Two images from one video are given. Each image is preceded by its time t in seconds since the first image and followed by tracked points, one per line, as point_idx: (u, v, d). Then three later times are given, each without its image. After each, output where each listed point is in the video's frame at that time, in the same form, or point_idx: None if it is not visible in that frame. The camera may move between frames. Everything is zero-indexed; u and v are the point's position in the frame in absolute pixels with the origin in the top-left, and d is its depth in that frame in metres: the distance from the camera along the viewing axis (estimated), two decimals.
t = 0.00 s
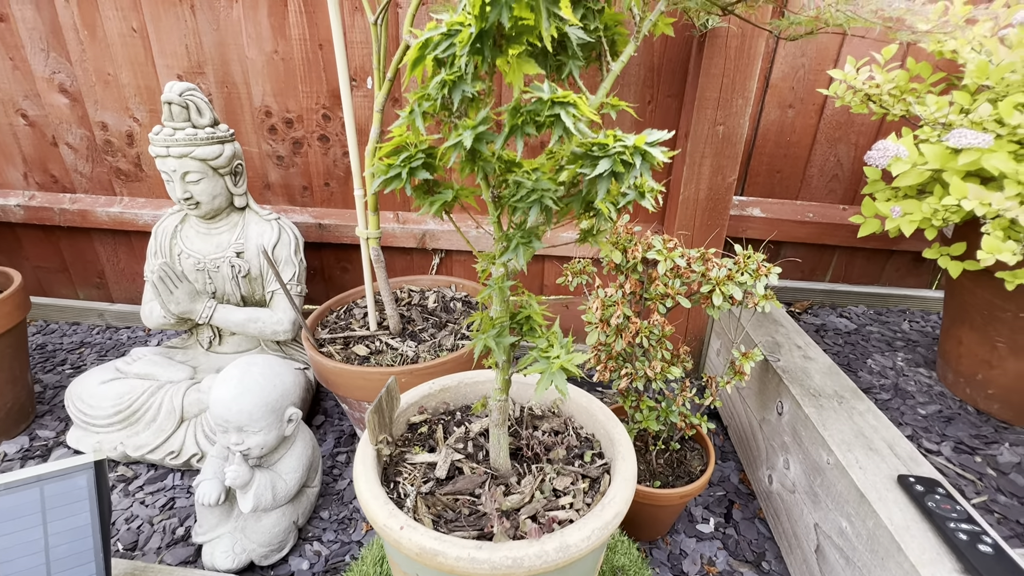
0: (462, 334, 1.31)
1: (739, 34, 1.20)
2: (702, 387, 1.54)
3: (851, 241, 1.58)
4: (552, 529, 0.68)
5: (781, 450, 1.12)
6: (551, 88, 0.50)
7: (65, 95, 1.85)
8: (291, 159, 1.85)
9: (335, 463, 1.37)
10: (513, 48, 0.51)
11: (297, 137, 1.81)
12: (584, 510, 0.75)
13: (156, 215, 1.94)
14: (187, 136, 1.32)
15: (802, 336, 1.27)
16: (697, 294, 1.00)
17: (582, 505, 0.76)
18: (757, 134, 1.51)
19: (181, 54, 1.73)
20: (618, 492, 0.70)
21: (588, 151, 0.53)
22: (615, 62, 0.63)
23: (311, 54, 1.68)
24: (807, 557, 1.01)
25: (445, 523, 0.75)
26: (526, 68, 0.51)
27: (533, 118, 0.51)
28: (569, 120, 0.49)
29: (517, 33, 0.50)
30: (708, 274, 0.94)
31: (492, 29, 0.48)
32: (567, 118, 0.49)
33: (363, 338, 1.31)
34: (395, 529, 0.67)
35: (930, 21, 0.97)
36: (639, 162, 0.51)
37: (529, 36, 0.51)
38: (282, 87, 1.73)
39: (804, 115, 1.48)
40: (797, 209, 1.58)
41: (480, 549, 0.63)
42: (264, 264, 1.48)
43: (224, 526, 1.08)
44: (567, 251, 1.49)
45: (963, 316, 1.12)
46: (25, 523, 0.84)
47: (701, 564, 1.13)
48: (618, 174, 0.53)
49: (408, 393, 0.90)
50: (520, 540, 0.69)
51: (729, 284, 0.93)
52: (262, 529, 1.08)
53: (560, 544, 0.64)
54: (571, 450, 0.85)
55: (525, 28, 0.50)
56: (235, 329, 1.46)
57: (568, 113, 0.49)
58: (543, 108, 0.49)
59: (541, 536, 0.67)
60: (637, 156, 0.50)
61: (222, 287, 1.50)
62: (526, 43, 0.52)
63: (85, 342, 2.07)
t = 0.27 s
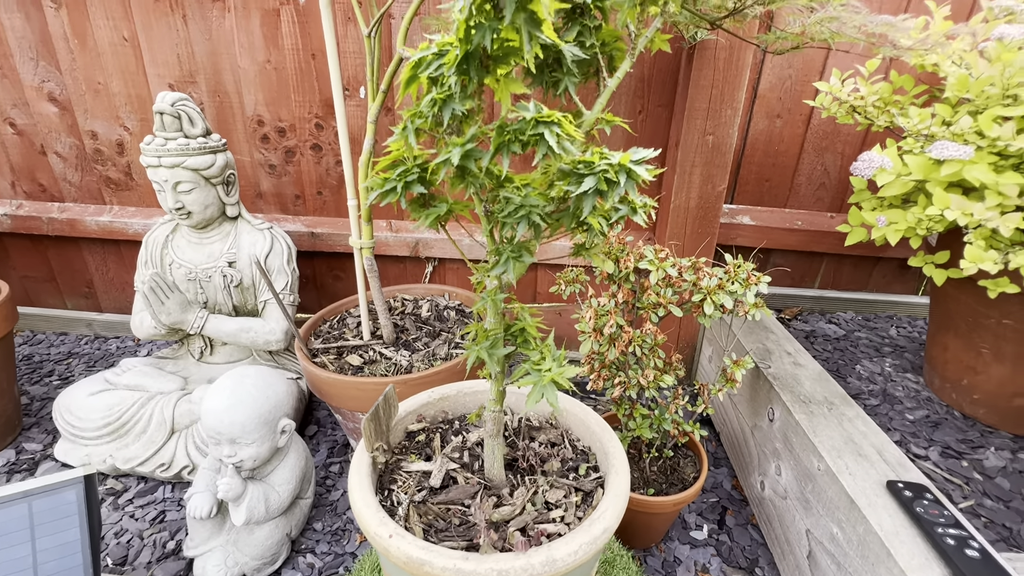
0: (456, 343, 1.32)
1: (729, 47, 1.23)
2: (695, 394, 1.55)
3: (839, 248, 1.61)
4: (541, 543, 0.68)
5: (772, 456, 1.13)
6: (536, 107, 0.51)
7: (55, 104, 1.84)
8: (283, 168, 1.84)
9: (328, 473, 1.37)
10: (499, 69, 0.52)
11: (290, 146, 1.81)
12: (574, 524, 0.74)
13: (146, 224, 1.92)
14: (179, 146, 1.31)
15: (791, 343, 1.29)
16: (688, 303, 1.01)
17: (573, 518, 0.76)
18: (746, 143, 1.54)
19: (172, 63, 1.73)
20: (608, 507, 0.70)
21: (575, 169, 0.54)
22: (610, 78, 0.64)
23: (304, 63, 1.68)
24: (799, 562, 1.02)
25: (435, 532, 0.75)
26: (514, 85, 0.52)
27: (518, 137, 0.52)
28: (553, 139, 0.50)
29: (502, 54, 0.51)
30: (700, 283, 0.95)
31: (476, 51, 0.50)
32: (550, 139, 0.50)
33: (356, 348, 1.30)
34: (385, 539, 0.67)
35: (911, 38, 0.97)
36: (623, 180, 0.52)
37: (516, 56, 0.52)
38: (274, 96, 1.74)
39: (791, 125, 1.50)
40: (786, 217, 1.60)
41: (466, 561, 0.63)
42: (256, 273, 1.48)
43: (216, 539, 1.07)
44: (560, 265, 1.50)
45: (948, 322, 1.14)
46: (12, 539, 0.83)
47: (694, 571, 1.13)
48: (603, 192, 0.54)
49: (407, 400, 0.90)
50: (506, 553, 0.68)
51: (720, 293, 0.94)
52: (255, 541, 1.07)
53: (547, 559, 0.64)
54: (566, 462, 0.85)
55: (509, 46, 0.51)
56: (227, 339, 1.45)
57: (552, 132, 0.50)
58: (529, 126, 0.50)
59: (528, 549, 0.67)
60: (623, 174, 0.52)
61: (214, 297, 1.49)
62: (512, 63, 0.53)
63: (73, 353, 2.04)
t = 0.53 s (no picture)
0: (450, 353, 1.32)
1: (716, 63, 1.26)
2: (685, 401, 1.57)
3: (822, 256, 1.65)
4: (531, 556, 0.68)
5: (761, 462, 1.16)
6: (526, 133, 0.54)
7: (41, 114, 1.82)
8: (273, 178, 1.84)
9: (321, 485, 1.36)
10: (491, 99, 0.53)
11: (280, 156, 1.81)
12: (566, 537, 0.74)
13: (134, 234, 1.91)
14: (170, 158, 1.31)
15: (778, 349, 1.32)
16: (679, 313, 1.03)
17: (567, 531, 0.76)
18: (731, 154, 1.57)
19: (162, 73, 1.72)
20: (600, 523, 0.70)
21: (565, 193, 0.56)
22: (607, 99, 0.65)
23: (295, 74, 1.69)
24: (788, 565, 1.05)
25: (429, 542, 0.75)
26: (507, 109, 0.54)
27: (508, 164, 0.54)
28: (540, 166, 0.52)
29: (493, 84, 0.52)
30: (689, 294, 0.98)
31: (467, 82, 0.51)
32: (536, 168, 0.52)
33: (349, 359, 1.30)
34: (379, 548, 0.67)
35: (889, 56, 1.01)
36: (610, 206, 0.54)
37: (506, 86, 0.52)
38: (265, 106, 1.74)
39: (776, 136, 1.54)
40: (771, 225, 1.64)
41: (457, 570, 0.64)
42: (248, 284, 1.47)
43: (210, 554, 1.06)
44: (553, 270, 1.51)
45: (928, 329, 1.18)
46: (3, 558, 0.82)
47: None
48: (592, 215, 0.56)
49: (408, 410, 0.90)
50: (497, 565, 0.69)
51: (709, 303, 0.96)
52: (249, 555, 1.07)
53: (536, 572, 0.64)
54: (562, 475, 0.85)
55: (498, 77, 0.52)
56: (219, 351, 1.44)
57: (540, 159, 0.52)
58: (519, 151, 0.52)
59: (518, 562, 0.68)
60: (611, 200, 0.54)
61: (204, 308, 1.49)
62: (504, 92, 0.54)
63: (58, 365, 2.01)
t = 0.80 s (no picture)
0: (443, 363, 1.34)
1: (702, 81, 1.30)
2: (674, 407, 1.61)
3: (803, 264, 1.71)
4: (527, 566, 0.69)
5: (748, 465, 1.19)
6: (522, 164, 0.56)
7: (21, 123, 1.79)
8: (262, 188, 1.84)
9: (315, 496, 1.37)
10: (489, 130, 0.55)
11: (270, 166, 1.80)
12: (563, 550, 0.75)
13: (119, 245, 1.88)
14: (159, 171, 1.31)
15: (763, 355, 1.37)
16: (668, 323, 1.06)
17: (562, 543, 0.77)
18: (716, 164, 1.62)
19: (148, 83, 1.71)
20: (595, 537, 0.71)
21: (560, 221, 0.59)
22: (606, 123, 0.67)
23: (285, 85, 1.69)
24: (775, 566, 1.08)
25: (429, 552, 0.76)
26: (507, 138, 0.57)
27: (504, 194, 0.57)
28: (535, 197, 0.54)
29: (492, 118, 0.54)
30: (678, 305, 1.01)
31: (466, 117, 0.53)
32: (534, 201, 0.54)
33: (343, 370, 1.31)
34: (381, 557, 0.68)
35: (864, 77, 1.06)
36: (602, 234, 0.57)
37: (504, 119, 0.54)
38: (254, 117, 1.73)
39: (757, 148, 1.59)
40: (754, 234, 1.69)
41: None
42: (239, 296, 1.47)
43: (203, 570, 1.05)
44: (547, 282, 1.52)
45: (904, 334, 1.23)
46: None
47: None
48: (585, 241, 0.58)
49: (412, 420, 0.91)
50: None
51: (697, 313, 1.00)
52: (245, 570, 1.07)
53: None
54: (560, 487, 0.86)
55: (496, 112, 0.54)
56: (209, 363, 1.43)
57: (535, 190, 0.54)
58: (517, 182, 0.55)
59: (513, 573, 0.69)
60: (604, 226, 0.57)
61: (194, 320, 1.48)
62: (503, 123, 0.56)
63: (39, 379, 1.97)
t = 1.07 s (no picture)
0: (440, 364, 1.37)
1: (688, 92, 1.37)
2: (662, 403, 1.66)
3: (782, 264, 1.78)
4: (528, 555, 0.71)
5: (734, 458, 1.25)
6: (529, 179, 0.60)
7: (3, 127, 1.76)
8: (253, 192, 1.84)
9: (314, 498, 1.38)
10: (498, 148, 0.58)
11: (261, 171, 1.81)
12: (564, 540, 0.78)
13: (106, 250, 1.86)
14: (153, 177, 1.31)
15: (746, 353, 1.43)
16: (659, 323, 1.11)
17: (563, 535, 0.79)
18: (699, 169, 1.68)
19: (136, 88, 1.70)
20: (594, 530, 0.73)
21: (562, 231, 0.63)
22: (608, 137, 0.71)
23: (276, 90, 1.70)
24: (760, 552, 1.14)
25: (437, 540, 0.79)
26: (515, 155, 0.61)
27: (511, 207, 0.60)
28: (540, 210, 0.58)
29: (501, 137, 0.58)
30: (668, 305, 1.06)
31: (477, 137, 0.57)
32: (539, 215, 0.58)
33: (341, 373, 1.33)
34: (392, 542, 0.71)
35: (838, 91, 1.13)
36: (602, 244, 0.61)
37: (512, 139, 0.58)
38: (245, 122, 1.74)
39: (739, 153, 1.66)
40: (736, 236, 1.76)
41: (462, 565, 0.67)
42: (234, 301, 1.48)
43: (207, 572, 1.07)
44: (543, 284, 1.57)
45: (877, 330, 1.31)
46: None
47: (669, 568, 1.23)
48: (586, 250, 0.62)
49: (422, 416, 0.95)
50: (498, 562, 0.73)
51: (686, 313, 1.05)
52: (249, 571, 1.08)
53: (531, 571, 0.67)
54: (562, 482, 0.89)
55: (502, 135, 0.57)
56: (205, 368, 1.44)
57: (539, 204, 0.58)
58: (523, 198, 0.58)
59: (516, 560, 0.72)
60: (604, 236, 0.61)
61: (188, 325, 1.48)
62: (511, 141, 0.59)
63: (22, 387, 1.93)
